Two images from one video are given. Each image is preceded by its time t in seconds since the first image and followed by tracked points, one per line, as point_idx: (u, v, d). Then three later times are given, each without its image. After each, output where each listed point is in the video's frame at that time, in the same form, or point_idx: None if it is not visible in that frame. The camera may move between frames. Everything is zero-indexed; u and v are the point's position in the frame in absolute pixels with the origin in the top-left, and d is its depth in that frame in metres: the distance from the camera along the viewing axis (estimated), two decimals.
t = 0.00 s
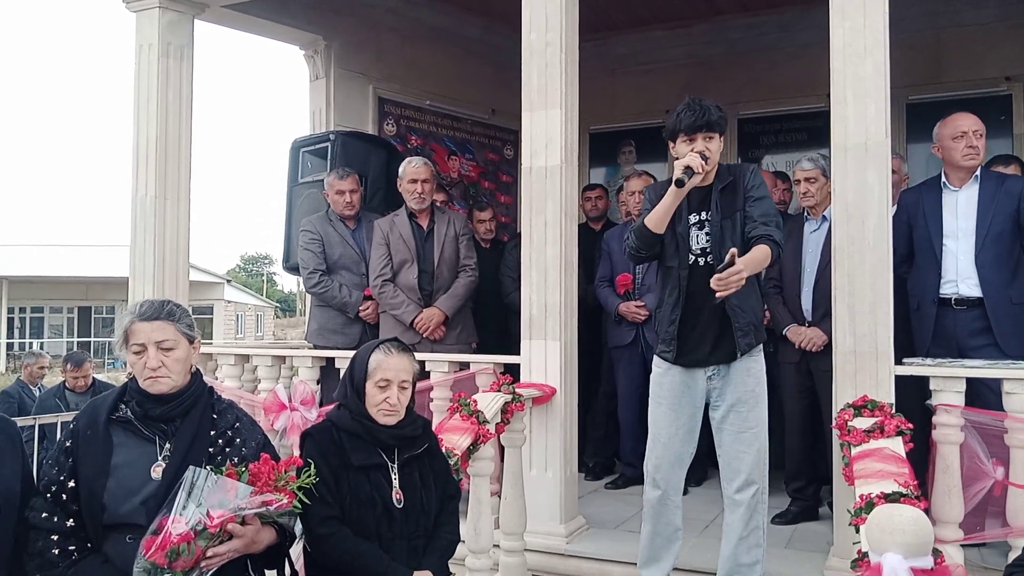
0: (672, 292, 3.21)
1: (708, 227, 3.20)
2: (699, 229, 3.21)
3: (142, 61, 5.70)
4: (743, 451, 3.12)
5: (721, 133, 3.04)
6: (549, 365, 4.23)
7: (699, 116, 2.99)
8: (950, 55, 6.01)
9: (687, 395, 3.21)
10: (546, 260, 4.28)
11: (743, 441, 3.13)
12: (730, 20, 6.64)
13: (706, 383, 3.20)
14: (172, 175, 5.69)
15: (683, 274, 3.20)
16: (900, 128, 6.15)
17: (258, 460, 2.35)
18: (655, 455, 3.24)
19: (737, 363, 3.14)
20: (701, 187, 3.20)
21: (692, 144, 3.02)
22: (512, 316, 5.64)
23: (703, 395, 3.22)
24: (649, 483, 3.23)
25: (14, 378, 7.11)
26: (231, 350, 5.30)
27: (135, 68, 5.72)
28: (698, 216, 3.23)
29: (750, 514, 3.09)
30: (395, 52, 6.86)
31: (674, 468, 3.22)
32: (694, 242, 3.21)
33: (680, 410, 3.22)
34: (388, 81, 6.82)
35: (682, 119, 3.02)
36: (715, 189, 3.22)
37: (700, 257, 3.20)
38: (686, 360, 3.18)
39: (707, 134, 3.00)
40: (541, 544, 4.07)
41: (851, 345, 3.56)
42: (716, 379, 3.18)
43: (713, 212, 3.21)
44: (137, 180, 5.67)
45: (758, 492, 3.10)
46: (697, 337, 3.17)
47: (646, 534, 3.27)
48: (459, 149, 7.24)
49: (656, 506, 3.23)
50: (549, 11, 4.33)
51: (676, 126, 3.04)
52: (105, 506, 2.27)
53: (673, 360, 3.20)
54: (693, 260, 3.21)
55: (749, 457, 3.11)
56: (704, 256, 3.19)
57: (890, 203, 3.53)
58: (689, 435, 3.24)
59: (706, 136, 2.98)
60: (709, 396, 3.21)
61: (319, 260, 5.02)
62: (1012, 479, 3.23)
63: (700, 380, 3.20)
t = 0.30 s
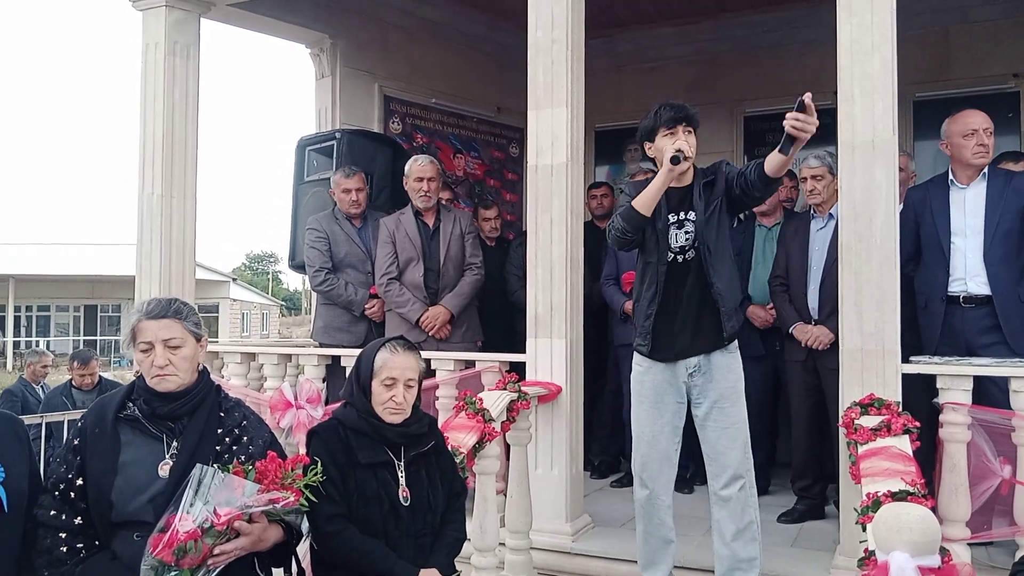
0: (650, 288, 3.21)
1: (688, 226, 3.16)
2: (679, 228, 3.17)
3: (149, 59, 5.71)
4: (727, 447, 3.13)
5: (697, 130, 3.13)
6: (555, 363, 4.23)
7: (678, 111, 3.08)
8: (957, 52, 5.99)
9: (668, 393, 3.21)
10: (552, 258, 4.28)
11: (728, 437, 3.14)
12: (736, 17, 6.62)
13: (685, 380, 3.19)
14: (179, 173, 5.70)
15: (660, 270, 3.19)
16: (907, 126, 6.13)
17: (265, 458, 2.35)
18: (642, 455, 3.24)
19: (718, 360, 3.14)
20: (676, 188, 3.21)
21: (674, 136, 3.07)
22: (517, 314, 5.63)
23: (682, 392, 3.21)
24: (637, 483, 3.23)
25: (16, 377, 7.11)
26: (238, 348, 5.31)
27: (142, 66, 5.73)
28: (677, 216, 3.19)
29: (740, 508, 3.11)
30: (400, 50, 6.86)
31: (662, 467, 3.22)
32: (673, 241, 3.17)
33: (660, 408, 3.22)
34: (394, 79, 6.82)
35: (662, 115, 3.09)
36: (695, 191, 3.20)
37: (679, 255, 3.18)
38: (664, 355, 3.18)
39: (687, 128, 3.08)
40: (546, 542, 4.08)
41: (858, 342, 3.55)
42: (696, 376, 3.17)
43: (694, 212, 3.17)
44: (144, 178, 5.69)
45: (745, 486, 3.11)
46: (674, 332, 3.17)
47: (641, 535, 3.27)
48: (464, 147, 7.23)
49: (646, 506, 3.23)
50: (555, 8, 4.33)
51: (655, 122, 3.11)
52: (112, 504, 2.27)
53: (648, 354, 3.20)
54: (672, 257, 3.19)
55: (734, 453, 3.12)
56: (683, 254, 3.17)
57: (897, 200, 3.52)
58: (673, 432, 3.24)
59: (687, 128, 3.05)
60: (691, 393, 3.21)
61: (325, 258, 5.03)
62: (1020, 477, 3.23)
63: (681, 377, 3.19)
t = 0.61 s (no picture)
0: (646, 283, 3.20)
1: (686, 221, 3.16)
2: (676, 223, 3.17)
3: (158, 60, 5.74)
4: (729, 445, 3.13)
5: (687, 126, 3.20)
6: (563, 361, 4.23)
7: (669, 108, 3.15)
8: (966, 48, 5.96)
9: (667, 391, 3.22)
10: (560, 257, 4.28)
11: (728, 434, 3.14)
12: (744, 15, 6.61)
13: (683, 378, 3.18)
14: (188, 173, 5.73)
15: (657, 265, 3.18)
16: (916, 123, 6.10)
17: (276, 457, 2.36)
18: (643, 455, 3.24)
19: (717, 357, 3.16)
20: (671, 186, 3.23)
21: (668, 130, 3.12)
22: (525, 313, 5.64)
23: (681, 390, 3.21)
24: (639, 482, 3.23)
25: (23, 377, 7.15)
26: (247, 347, 5.34)
27: (151, 67, 5.76)
28: (673, 211, 3.18)
29: (744, 505, 3.11)
30: (408, 50, 6.88)
31: (663, 466, 3.22)
32: (671, 236, 3.17)
33: (659, 407, 3.23)
34: (401, 79, 6.83)
35: (654, 113, 3.16)
36: (694, 184, 3.21)
37: (676, 249, 3.18)
38: (661, 350, 3.17)
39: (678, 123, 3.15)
40: (555, 540, 4.08)
41: (867, 340, 3.54)
42: (696, 374, 3.16)
43: (691, 208, 3.17)
44: (153, 178, 5.72)
45: (747, 483, 3.12)
46: (669, 328, 3.16)
47: (644, 535, 3.26)
48: (471, 146, 7.24)
49: (648, 506, 3.22)
50: (562, 7, 4.32)
51: (647, 120, 3.17)
52: (124, 502, 2.29)
53: (643, 349, 3.20)
54: (669, 252, 3.19)
55: (734, 450, 3.12)
56: (681, 248, 3.17)
57: (906, 198, 3.51)
58: (673, 432, 3.25)
59: (678, 123, 3.11)
60: (689, 391, 3.22)
61: (333, 258, 5.04)
62: None
63: (680, 374, 3.18)
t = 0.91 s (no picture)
0: (652, 279, 3.19)
1: (690, 214, 3.16)
2: (682, 216, 3.16)
3: (158, 59, 5.73)
4: (734, 443, 3.14)
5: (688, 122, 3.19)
6: (563, 359, 4.23)
7: (670, 104, 3.15)
8: (967, 46, 5.95)
9: (674, 389, 3.20)
10: (561, 255, 4.28)
11: (735, 433, 3.15)
12: (745, 13, 6.61)
13: (688, 376, 3.19)
14: (188, 171, 5.73)
15: (663, 260, 3.17)
16: (918, 121, 6.10)
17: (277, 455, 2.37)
18: (648, 452, 3.23)
19: (723, 356, 3.17)
20: (673, 182, 3.23)
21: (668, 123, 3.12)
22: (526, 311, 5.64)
23: (686, 388, 3.21)
24: (643, 480, 3.22)
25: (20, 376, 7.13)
26: (248, 346, 5.34)
27: (151, 66, 5.75)
28: (678, 205, 3.17)
29: (749, 504, 3.12)
30: (408, 48, 6.87)
31: (668, 464, 3.22)
32: (676, 229, 3.16)
33: (665, 405, 3.22)
34: (402, 77, 6.82)
35: (654, 110, 3.16)
36: (699, 180, 3.22)
37: (682, 243, 3.17)
38: (668, 347, 3.17)
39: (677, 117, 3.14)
40: (556, 539, 4.09)
41: (867, 339, 3.54)
42: (701, 372, 3.19)
43: (696, 202, 3.17)
44: (154, 176, 5.72)
45: (752, 482, 3.13)
46: (676, 323, 3.16)
47: (648, 533, 3.26)
48: (472, 145, 7.23)
49: (652, 503, 3.22)
50: (563, 5, 4.32)
51: (649, 117, 3.17)
52: (126, 501, 2.29)
53: (651, 345, 3.18)
54: (674, 247, 3.18)
55: (739, 450, 3.13)
56: (686, 241, 3.17)
57: (906, 196, 3.51)
58: (678, 429, 3.24)
59: (680, 117, 3.11)
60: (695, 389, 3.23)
61: (334, 256, 5.04)
62: None
63: (686, 373, 3.19)
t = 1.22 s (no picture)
0: (666, 278, 3.18)
1: (707, 214, 3.16)
2: (698, 216, 3.16)
3: (161, 59, 5.74)
4: (747, 447, 3.14)
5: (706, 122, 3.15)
6: (565, 360, 4.23)
7: (687, 104, 3.13)
8: (970, 48, 5.95)
9: (686, 391, 3.20)
10: (563, 257, 4.28)
11: (748, 437, 3.14)
12: (747, 14, 6.61)
13: (703, 378, 3.19)
14: (191, 171, 5.73)
15: (678, 259, 3.16)
16: (921, 122, 6.10)
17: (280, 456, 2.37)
18: (658, 454, 3.24)
19: (738, 358, 3.16)
20: (689, 183, 3.21)
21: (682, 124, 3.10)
22: (528, 312, 5.64)
23: (698, 391, 3.19)
24: (653, 482, 3.23)
25: (21, 375, 7.13)
26: (250, 346, 5.34)
27: (155, 66, 5.76)
28: (694, 205, 3.17)
29: (759, 509, 3.12)
30: (411, 48, 6.88)
31: (678, 467, 3.22)
32: (692, 229, 3.16)
33: (678, 408, 3.21)
34: (404, 78, 6.83)
35: (672, 109, 3.14)
36: (718, 180, 3.20)
37: (698, 243, 3.17)
38: (682, 347, 3.17)
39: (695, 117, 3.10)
40: (557, 540, 4.08)
41: (870, 341, 3.54)
42: (715, 374, 3.17)
43: (713, 201, 3.17)
44: (157, 176, 5.72)
45: (764, 487, 3.12)
46: (690, 323, 3.16)
47: (654, 534, 3.26)
48: (475, 145, 7.23)
49: (661, 505, 3.23)
50: (566, 5, 4.32)
51: (666, 116, 3.15)
52: (128, 500, 2.29)
53: (665, 345, 3.18)
54: (690, 246, 3.17)
55: (752, 453, 3.13)
56: (703, 241, 3.17)
57: (909, 199, 3.51)
58: (691, 432, 3.23)
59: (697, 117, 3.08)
60: (709, 391, 3.22)
61: (338, 256, 5.04)
62: None
63: (700, 376, 3.18)
